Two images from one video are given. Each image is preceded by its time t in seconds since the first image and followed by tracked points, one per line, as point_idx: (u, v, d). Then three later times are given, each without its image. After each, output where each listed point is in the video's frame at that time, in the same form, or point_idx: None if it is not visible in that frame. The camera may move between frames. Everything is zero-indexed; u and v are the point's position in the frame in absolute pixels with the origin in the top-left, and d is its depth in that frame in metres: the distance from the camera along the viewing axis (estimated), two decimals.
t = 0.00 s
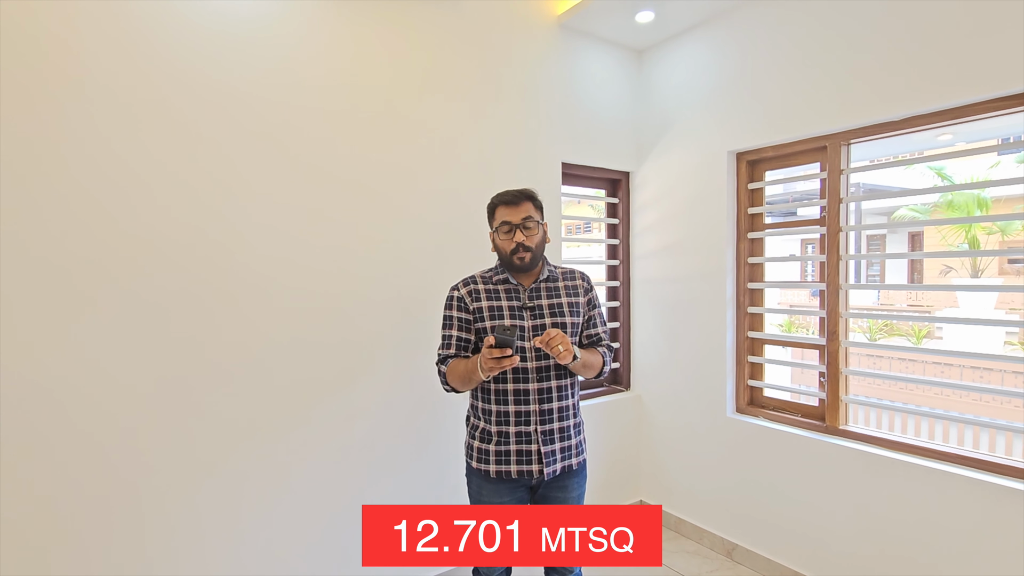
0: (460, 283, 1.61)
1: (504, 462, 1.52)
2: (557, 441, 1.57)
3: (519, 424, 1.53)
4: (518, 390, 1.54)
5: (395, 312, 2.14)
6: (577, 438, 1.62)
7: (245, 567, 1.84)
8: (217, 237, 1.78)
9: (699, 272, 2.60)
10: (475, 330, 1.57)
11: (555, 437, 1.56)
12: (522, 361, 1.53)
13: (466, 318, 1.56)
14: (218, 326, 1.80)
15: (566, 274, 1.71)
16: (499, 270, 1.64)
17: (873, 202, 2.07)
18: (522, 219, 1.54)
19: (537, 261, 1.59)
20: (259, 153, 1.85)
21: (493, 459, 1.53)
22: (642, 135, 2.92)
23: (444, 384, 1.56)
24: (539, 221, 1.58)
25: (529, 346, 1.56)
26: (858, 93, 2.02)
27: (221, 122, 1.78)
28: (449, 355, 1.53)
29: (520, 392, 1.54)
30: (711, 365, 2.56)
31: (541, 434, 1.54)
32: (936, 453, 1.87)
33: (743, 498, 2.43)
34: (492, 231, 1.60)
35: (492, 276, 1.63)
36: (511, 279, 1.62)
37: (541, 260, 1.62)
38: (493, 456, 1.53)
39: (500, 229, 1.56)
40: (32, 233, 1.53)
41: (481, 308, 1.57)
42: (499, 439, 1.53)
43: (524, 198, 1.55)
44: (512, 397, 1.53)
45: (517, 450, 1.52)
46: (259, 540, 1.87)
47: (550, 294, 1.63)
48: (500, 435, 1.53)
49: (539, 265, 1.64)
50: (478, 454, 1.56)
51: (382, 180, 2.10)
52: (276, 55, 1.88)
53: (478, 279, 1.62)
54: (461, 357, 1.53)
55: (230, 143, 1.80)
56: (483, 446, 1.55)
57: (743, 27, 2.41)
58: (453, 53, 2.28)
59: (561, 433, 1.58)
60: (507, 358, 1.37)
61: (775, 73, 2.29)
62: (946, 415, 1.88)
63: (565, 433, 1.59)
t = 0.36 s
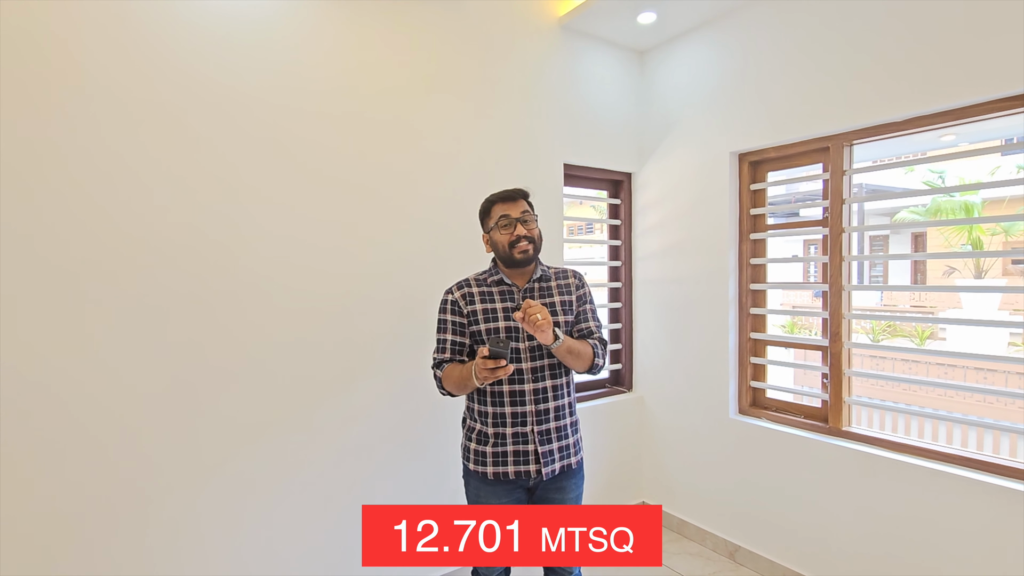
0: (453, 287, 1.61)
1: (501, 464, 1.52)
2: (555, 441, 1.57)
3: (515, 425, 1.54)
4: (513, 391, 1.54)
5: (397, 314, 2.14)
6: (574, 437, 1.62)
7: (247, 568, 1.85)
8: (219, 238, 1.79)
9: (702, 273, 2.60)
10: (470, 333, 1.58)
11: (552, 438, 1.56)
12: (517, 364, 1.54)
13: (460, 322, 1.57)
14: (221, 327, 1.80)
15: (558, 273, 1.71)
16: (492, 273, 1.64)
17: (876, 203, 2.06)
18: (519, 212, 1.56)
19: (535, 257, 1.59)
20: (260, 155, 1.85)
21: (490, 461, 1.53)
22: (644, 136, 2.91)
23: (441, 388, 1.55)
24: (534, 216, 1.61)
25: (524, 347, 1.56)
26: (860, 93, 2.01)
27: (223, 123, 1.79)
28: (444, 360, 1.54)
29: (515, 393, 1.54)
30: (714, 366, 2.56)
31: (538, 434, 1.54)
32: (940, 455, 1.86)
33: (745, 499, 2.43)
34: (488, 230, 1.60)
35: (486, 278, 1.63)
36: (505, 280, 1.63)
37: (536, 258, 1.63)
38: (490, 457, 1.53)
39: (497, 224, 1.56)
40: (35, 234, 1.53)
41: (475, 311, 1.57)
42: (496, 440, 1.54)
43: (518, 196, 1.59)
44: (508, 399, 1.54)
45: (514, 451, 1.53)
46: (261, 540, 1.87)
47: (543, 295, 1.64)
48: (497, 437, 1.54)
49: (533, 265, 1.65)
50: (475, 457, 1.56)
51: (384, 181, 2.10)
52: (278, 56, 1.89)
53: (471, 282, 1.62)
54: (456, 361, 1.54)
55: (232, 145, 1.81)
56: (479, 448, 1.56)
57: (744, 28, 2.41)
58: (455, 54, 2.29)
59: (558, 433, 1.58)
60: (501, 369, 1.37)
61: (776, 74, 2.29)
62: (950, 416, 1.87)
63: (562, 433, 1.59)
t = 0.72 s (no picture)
0: (443, 289, 1.59)
1: (493, 466, 1.52)
2: (546, 442, 1.57)
3: (507, 426, 1.53)
4: (505, 392, 1.54)
5: (398, 314, 2.14)
6: (564, 437, 1.63)
7: (250, 568, 1.85)
8: (221, 238, 1.79)
9: (704, 273, 2.60)
10: (460, 335, 1.57)
11: (544, 438, 1.57)
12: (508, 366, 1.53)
13: (449, 324, 1.55)
14: (223, 328, 1.80)
15: (548, 274, 1.71)
16: (481, 274, 1.63)
17: (878, 203, 2.06)
18: (509, 215, 1.56)
19: (526, 259, 1.60)
20: (262, 155, 1.86)
21: (481, 463, 1.53)
22: (646, 136, 2.91)
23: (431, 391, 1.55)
24: (524, 217, 1.61)
25: (514, 349, 1.56)
26: (862, 93, 2.01)
27: (224, 124, 1.79)
28: (435, 363, 1.53)
29: (507, 395, 1.54)
30: (716, 366, 2.55)
31: (530, 436, 1.54)
32: (944, 456, 1.86)
33: (746, 499, 2.43)
34: (477, 233, 1.60)
35: (475, 279, 1.62)
36: (495, 281, 1.62)
37: (526, 260, 1.63)
38: (481, 460, 1.53)
39: (487, 227, 1.56)
40: (36, 235, 1.54)
41: (464, 313, 1.56)
42: (488, 442, 1.53)
43: (507, 197, 1.58)
44: (499, 400, 1.53)
45: (506, 453, 1.52)
46: (264, 540, 1.87)
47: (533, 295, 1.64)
48: (489, 439, 1.53)
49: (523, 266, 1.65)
50: (466, 459, 1.56)
51: (386, 181, 2.10)
52: (280, 57, 1.89)
53: (460, 283, 1.61)
54: (446, 365, 1.52)
55: (233, 145, 1.81)
56: (471, 450, 1.55)
57: (746, 28, 2.41)
58: (456, 54, 2.28)
59: (550, 433, 1.58)
60: (492, 372, 1.38)
61: (778, 74, 2.29)
62: (953, 417, 1.86)
63: (553, 433, 1.59)
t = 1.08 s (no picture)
0: (427, 293, 1.58)
1: (482, 469, 1.52)
2: (535, 443, 1.57)
3: (496, 429, 1.53)
4: (492, 395, 1.53)
5: (399, 314, 2.14)
6: (552, 438, 1.64)
7: (251, 567, 1.85)
8: (222, 238, 1.79)
9: (706, 272, 2.59)
10: (445, 339, 1.56)
11: (533, 440, 1.57)
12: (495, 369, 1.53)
13: (435, 329, 1.54)
14: (224, 328, 1.80)
15: (532, 274, 1.71)
16: (466, 277, 1.63)
17: (879, 202, 2.05)
18: (501, 218, 1.55)
19: (514, 264, 1.61)
20: (263, 155, 1.85)
21: (471, 466, 1.53)
22: (647, 135, 2.91)
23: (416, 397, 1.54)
24: (515, 222, 1.61)
25: (501, 351, 1.55)
26: (863, 93, 2.01)
27: (225, 123, 1.79)
28: (420, 368, 1.53)
29: (494, 398, 1.53)
30: (718, 366, 2.55)
31: (519, 437, 1.54)
32: (946, 456, 1.85)
33: (748, 499, 2.43)
34: (468, 232, 1.59)
35: (460, 282, 1.62)
36: (480, 284, 1.62)
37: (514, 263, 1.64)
38: (471, 463, 1.53)
39: (479, 229, 1.55)
40: (38, 235, 1.54)
41: (450, 317, 1.55)
42: (476, 445, 1.53)
43: (499, 199, 1.58)
44: (487, 404, 1.53)
45: (495, 456, 1.52)
46: (265, 540, 1.87)
47: (518, 297, 1.64)
48: (477, 442, 1.53)
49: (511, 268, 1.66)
50: (454, 462, 1.55)
51: (387, 181, 2.10)
52: (281, 57, 1.89)
53: (445, 286, 1.60)
54: (432, 369, 1.53)
55: (234, 146, 1.80)
56: (459, 454, 1.55)
57: (748, 27, 2.40)
58: (457, 54, 2.28)
59: (538, 435, 1.58)
60: (484, 385, 1.38)
61: (780, 74, 2.28)
62: (955, 417, 1.86)
63: (541, 434, 1.59)
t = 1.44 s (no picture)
0: (416, 290, 1.54)
1: (475, 469, 1.52)
2: (526, 441, 1.58)
3: (488, 429, 1.53)
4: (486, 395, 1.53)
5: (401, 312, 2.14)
6: (543, 435, 1.65)
7: (252, 566, 1.84)
8: (224, 236, 1.78)
9: (708, 271, 2.58)
10: (434, 338, 1.53)
11: (524, 438, 1.58)
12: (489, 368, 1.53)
13: (423, 328, 1.51)
14: (225, 325, 1.80)
15: (524, 272, 1.73)
16: (457, 273, 1.61)
17: (881, 201, 2.05)
18: (476, 209, 1.57)
19: (495, 255, 1.60)
20: (265, 152, 1.85)
21: (464, 467, 1.52)
22: (648, 133, 2.90)
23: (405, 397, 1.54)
24: (494, 213, 1.61)
25: (495, 350, 1.55)
26: (866, 91, 2.00)
27: (227, 120, 1.78)
28: (408, 368, 1.52)
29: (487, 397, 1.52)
30: (719, 365, 2.55)
31: (510, 436, 1.55)
32: (948, 456, 1.85)
33: (749, 498, 2.42)
34: (447, 229, 1.61)
35: (450, 279, 1.59)
36: (471, 281, 1.61)
37: (498, 256, 1.63)
38: (464, 464, 1.52)
39: (455, 222, 1.58)
40: (39, 231, 1.53)
41: (441, 315, 1.52)
42: (468, 446, 1.52)
43: (476, 192, 1.60)
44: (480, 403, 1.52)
45: (487, 456, 1.52)
46: (266, 538, 1.87)
47: (511, 295, 1.64)
48: (469, 442, 1.52)
49: (496, 263, 1.65)
50: (447, 463, 1.54)
51: (388, 179, 2.10)
52: (283, 55, 1.88)
53: (435, 283, 1.57)
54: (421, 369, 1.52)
55: (236, 143, 1.80)
56: (451, 455, 1.54)
57: (750, 25, 2.40)
58: (459, 52, 2.28)
59: (529, 433, 1.59)
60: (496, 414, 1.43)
61: (782, 72, 2.27)
62: (956, 416, 1.86)
63: (533, 432, 1.61)
